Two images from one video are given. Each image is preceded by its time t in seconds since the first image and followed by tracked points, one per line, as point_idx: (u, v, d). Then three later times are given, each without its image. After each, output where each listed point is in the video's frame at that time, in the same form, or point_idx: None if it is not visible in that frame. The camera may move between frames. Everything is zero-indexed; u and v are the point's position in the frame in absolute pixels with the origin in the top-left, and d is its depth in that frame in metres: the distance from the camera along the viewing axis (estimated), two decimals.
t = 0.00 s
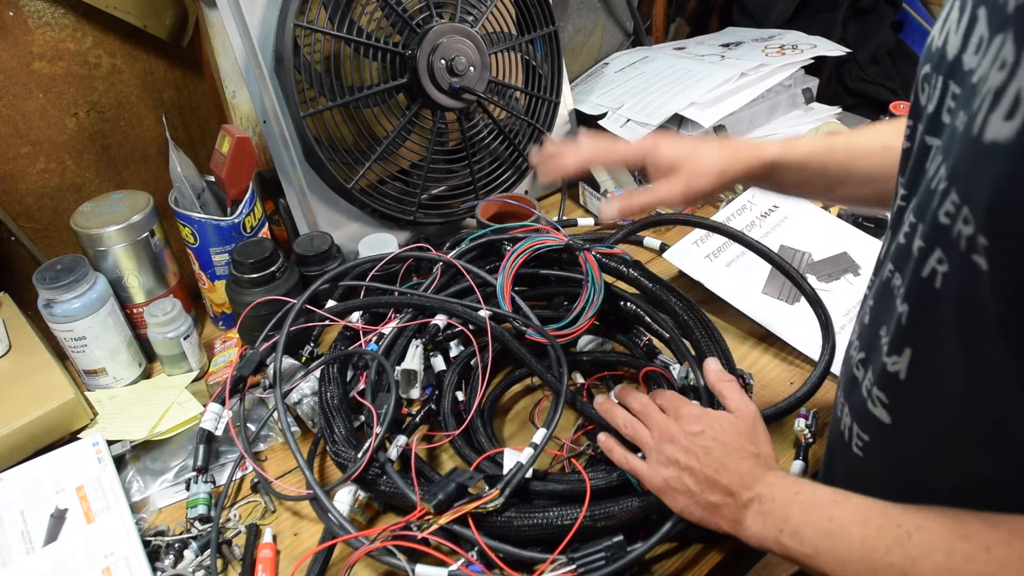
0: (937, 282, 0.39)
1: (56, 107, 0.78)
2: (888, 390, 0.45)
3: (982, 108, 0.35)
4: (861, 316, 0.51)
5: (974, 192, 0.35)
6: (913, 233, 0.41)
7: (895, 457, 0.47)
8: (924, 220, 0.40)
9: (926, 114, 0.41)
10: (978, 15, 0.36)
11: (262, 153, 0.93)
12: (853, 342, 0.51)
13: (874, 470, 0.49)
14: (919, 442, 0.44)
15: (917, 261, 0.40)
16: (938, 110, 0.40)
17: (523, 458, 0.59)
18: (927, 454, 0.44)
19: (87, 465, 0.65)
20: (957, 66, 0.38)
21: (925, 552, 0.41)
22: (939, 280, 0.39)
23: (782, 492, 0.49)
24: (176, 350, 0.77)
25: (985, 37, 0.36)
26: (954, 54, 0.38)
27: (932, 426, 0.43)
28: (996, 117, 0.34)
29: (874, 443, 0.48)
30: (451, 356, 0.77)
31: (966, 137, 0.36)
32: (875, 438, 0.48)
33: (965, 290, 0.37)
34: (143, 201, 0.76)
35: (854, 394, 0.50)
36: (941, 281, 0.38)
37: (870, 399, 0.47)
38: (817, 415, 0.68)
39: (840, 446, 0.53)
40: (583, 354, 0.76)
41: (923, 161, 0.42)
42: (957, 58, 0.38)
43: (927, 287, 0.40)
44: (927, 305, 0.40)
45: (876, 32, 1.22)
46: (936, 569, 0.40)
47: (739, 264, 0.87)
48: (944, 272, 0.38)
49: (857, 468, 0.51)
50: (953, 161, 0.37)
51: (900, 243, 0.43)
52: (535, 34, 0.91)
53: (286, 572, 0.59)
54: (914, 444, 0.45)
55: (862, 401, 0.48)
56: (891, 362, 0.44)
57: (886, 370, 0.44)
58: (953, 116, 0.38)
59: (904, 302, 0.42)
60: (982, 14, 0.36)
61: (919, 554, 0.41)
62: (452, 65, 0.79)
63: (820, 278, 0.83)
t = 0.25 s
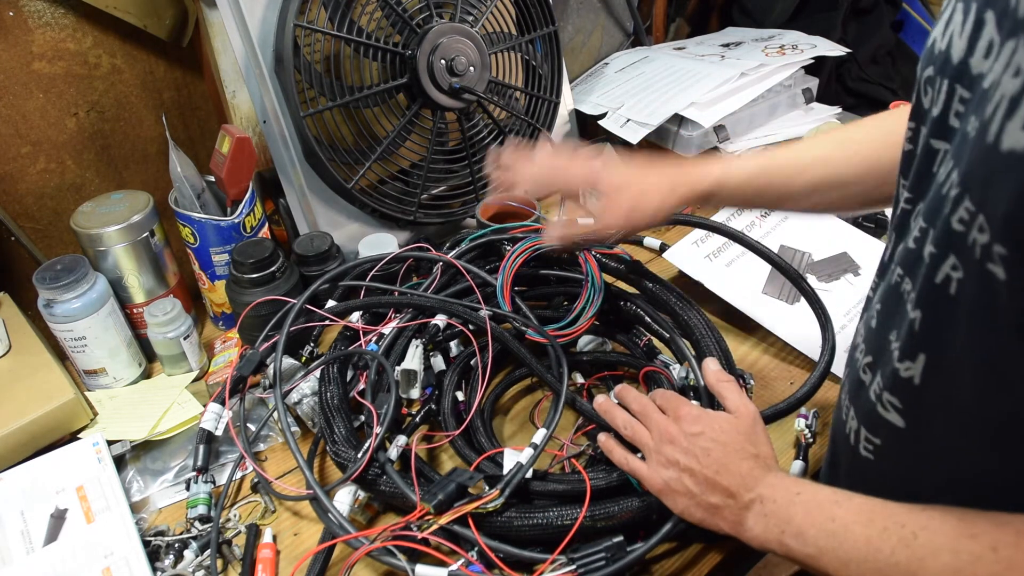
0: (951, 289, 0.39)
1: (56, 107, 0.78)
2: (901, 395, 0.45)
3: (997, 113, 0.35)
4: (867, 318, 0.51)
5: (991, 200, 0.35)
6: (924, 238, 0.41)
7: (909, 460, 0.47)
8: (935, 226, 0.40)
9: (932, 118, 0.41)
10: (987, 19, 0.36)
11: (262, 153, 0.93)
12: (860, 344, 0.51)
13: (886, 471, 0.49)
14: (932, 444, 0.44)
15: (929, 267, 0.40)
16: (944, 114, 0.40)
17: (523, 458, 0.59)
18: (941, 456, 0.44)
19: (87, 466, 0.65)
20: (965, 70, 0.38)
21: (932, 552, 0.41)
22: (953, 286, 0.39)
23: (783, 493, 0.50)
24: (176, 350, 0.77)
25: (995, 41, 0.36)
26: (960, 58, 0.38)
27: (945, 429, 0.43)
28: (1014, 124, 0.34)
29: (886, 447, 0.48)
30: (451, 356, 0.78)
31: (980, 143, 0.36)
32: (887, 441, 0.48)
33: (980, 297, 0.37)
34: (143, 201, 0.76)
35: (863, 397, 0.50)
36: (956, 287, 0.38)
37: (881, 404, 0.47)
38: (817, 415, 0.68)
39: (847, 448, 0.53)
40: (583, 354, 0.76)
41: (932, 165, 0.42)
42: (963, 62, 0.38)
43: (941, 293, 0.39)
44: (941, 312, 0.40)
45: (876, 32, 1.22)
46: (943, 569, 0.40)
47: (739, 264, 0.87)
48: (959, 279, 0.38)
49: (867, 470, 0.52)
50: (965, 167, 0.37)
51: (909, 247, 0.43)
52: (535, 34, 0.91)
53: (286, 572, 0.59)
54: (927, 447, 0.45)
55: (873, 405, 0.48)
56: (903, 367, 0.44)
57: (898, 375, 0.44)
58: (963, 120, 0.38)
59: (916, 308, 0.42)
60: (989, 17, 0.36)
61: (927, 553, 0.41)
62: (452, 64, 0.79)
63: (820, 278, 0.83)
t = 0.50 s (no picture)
0: (963, 297, 0.39)
1: (56, 107, 0.78)
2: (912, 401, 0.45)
3: (1011, 119, 0.34)
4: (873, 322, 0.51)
5: (1009, 209, 0.35)
6: (936, 245, 0.41)
7: (920, 466, 0.47)
8: (948, 234, 0.40)
9: (938, 123, 0.41)
10: (992, 23, 0.36)
11: (262, 153, 0.93)
12: (865, 348, 0.51)
13: (897, 476, 0.49)
14: (943, 450, 0.44)
15: (940, 275, 0.40)
16: (951, 119, 0.40)
17: (523, 458, 0.59)
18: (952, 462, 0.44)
19: (87, 465, 0.65)
20: (973, 75, 0.38)
21: (939, 549, 0.41)
22: (966, 295, 0.38)
23: (784, 494, 0.50)
24: (176, 350, 0.77)
25: (1003, 45, 0.36)
26: (966, 63, 0.38)
27: (956, 436, 0.43)
28: None
29: (896, 452, 0.48)
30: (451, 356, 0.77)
31: (994, 150, 0.35)
32: (897, 446, 0.48)
33: (996, 305, 0.37)
34: (143, 201, 0.76)
35: (870, 402, 0.50)
36: (969, 296, 0.38)
37: (891, 410, 0.47)
38: (817, 415, 0.68)
39: (854, 452, 0.54)
40: (583, 353, 0.76)
41: (939, 170, 0.42)
42: (969, 67, 0.38)
43: (952, 302, 0.39)
44: (952, 321, 0.40)
45: (876, 33, 1.22)
46: (950, 567, 0.40)
47: (739, 264, 0.87)
48: (972, 287, 0.38)
49: (875, 473, 0.52)
50: (977, 175, 0.37)
51: (918, 254, 0.43)
52: (535, 34, 0.91)
53: (286, 572, 0.59)
54: (938, 453, 0.45)
55: (882, 411, 0.48)
56: (914, 374, 0.44)
57: (910, 382, 0.44)
58: (972, 125, 0.38)
59: (926, 316, 0.42)
60: (996, 21, 0.36)
61: (933, 551, 0.41)
62: (452, 65, 0.79)
63: (820, 278, 0.83)
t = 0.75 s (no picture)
0: (966, 293, 0.39)
1: (56, 107, 0.78)
2: (913, 398, 0.45)
3: (1013, 116, 0.34)
4: (875, 320, 0.51)
5: (1010, 205, 0.35)
6: (938, 242, 0.41)
7: (919, 463, 0.47)
8: (950, 229, 0.40)
9: (942, 119, 0.41)
10: (1000, 19, 0.36)
11: (262, 153, 0.93)
12: (867, 345, 0.51)
13: (897, 475, 0.49)
14: (943, 448, 0.44)
15: (943, 271, 0.40)
16: (956, 115, 0.40)
17: (523, 459, 0.59)
18: (951, 459, 0.44)
19: (87, 465, 0.65)
20: (977, 71, 0.38)
21: (937, 554, 0.41)
22: (968, 290, 0.38)
23: (784, 494, 0.50)
24: (176, 350, 0.77)
25: (1009, 42, 0.35)
26: (972, 59, 0.38)
27: (957, 433, 0.43)
28: None
29: (896, 449, 0.48)
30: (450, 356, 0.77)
31: (996, 147, 0.35)
32: (897, 444, 0.48)
33: (996, 302, 0.37)
34: (143, 201, 0.76)
35: (872, 399, 0.50)
36: (971, 292, 0.38)
37: (892, 407, 0.47)
38: (817, 415, 0.68)
39: (855, 450, 0.54)
40: (584, 353, 0.76)
41: (943, 166, 0.42)
42: (974, 63, 0.38)
43: (954, 297, 0.39)
44: (954, 316, 0.40)
45: (876, 33, 1.22)
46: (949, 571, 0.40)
47: (739, 264, 0.87)
48: (974, 283, 0.38)
49: (875, 471, 0.52)
50: (979, 171, 0.37)
51: (920, 250, 0.43)
52: (535, 34, 0.91)
53: (286, 572, 0.59)
54: (938, 450, 0.45)
55: (883, 408, 0.48)
56: (915, 370, 0.44)
57: (910, 378, 0.44)
58: (976, 122, 0.38)
59: (929, 312, 0.42)
60: (1003, 17, 0.36)
61: (931, 555, 0.41)
62: (452, 64, 0.79)
63: (820, 278, 0.83)
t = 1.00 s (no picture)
0: (967, 294, 0.39)
1: (56, 107, 0.78)
2: (913, 399, 0.45)
3: (1017, 117, 0.34)
4: (875, 320, 0.51)
5: (1012, 206, 0.35)
6: (939, 242, 0.41)
7: (919, 463, 0.47)
8: (952, 230, 0.40)
9: (945, 119, 0.41)
10: (1003, 19, 0.36)
11: (262, 153, 0.93)
12: (867, 346, 0.51)
13: (897, 475, 0.50)
14: (944, 449, 0.44)
15: (944, 272, 0.40)
16: (959, 115, 0.40)
17: (523, 459, 0.59)
18: (952, 459, 0.44)
19: (87, 465, 0.65)
20: (981, 71, 0.38)
21: (938, 553, 0.41)
22: (970, 292, 0.38)
23: (783, 494, 0.50)
24: (176, 350, 0.77)
25: (1013, 43, 0.35)
26: (975, 59, 0.38)
27: (957, 433, 0.43)
28: None
29: (896, 450, 0.48)
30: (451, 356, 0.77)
31: (999, 147, 0.35)
32: (896, 444, 0.48)
33: (998, 303, 0.37)
34: (143, 201, 0.76)
35: (872, 399, 0.50)
36: (973, 293, 0.38)
37: (892, 407, 0.47)
38: (817, 415, 0.68)
39: (854, 450, 0.54)
40: (584, 353, 0.76)
41: (945, 166, 0.42)
42: (978, 63, 0.38)
43: (955, 298, 0.39)
44: (955, 317, 0.40)
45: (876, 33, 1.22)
46: (948, 570, 0.40)
47: (739, 264, 0.87)
48: (976, 284, 0.38)
49: (875, 472, 0.52)
50: (982, 172, 0.37)
51: (921, 251, 0.43)
52: (535, 34, 0.91)
53: (286, 572, 0.59)
54: (938, 451, 0.45)
55: (883, 408, 0.48)
56: (915, 371, 0.44)
57: (910, 379, 0.44)
58: (979, 123, 0.38)
59: (930, 313, 0.42)
60: (1007, 17, 0.36)
61: (931, 555, 0.41)
62: (452, 65, 0.79)
63: (820, 278, 0.83)
